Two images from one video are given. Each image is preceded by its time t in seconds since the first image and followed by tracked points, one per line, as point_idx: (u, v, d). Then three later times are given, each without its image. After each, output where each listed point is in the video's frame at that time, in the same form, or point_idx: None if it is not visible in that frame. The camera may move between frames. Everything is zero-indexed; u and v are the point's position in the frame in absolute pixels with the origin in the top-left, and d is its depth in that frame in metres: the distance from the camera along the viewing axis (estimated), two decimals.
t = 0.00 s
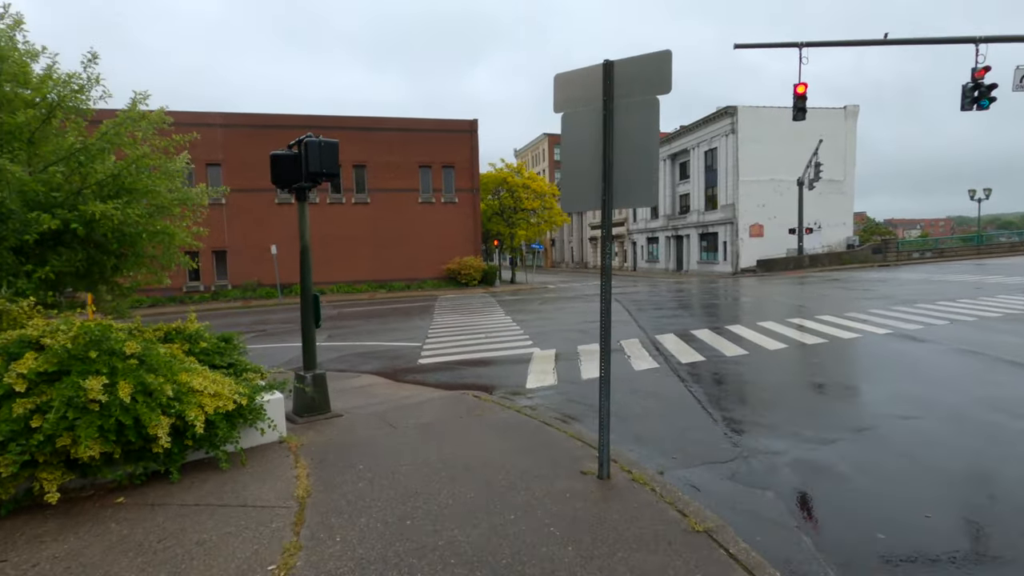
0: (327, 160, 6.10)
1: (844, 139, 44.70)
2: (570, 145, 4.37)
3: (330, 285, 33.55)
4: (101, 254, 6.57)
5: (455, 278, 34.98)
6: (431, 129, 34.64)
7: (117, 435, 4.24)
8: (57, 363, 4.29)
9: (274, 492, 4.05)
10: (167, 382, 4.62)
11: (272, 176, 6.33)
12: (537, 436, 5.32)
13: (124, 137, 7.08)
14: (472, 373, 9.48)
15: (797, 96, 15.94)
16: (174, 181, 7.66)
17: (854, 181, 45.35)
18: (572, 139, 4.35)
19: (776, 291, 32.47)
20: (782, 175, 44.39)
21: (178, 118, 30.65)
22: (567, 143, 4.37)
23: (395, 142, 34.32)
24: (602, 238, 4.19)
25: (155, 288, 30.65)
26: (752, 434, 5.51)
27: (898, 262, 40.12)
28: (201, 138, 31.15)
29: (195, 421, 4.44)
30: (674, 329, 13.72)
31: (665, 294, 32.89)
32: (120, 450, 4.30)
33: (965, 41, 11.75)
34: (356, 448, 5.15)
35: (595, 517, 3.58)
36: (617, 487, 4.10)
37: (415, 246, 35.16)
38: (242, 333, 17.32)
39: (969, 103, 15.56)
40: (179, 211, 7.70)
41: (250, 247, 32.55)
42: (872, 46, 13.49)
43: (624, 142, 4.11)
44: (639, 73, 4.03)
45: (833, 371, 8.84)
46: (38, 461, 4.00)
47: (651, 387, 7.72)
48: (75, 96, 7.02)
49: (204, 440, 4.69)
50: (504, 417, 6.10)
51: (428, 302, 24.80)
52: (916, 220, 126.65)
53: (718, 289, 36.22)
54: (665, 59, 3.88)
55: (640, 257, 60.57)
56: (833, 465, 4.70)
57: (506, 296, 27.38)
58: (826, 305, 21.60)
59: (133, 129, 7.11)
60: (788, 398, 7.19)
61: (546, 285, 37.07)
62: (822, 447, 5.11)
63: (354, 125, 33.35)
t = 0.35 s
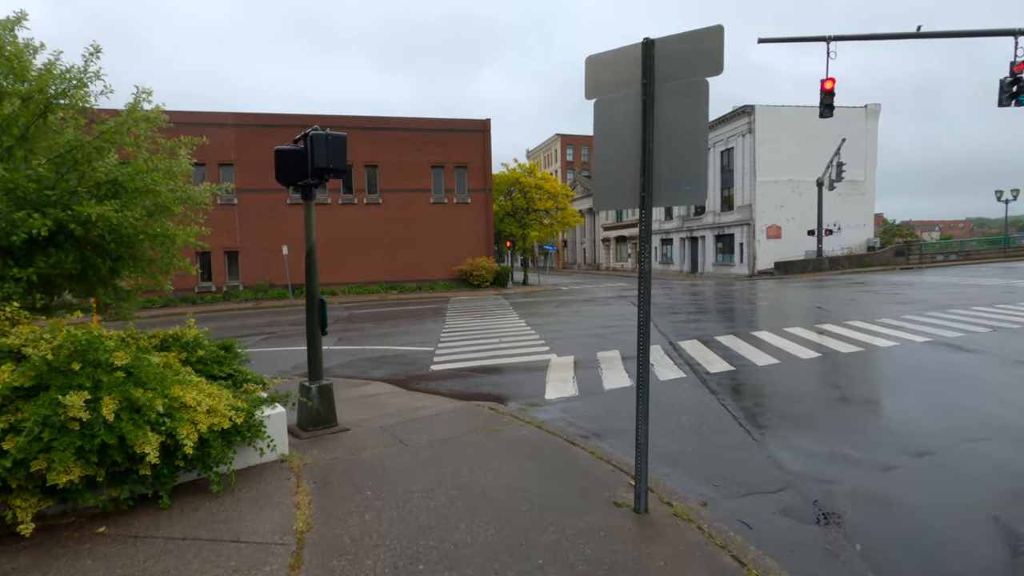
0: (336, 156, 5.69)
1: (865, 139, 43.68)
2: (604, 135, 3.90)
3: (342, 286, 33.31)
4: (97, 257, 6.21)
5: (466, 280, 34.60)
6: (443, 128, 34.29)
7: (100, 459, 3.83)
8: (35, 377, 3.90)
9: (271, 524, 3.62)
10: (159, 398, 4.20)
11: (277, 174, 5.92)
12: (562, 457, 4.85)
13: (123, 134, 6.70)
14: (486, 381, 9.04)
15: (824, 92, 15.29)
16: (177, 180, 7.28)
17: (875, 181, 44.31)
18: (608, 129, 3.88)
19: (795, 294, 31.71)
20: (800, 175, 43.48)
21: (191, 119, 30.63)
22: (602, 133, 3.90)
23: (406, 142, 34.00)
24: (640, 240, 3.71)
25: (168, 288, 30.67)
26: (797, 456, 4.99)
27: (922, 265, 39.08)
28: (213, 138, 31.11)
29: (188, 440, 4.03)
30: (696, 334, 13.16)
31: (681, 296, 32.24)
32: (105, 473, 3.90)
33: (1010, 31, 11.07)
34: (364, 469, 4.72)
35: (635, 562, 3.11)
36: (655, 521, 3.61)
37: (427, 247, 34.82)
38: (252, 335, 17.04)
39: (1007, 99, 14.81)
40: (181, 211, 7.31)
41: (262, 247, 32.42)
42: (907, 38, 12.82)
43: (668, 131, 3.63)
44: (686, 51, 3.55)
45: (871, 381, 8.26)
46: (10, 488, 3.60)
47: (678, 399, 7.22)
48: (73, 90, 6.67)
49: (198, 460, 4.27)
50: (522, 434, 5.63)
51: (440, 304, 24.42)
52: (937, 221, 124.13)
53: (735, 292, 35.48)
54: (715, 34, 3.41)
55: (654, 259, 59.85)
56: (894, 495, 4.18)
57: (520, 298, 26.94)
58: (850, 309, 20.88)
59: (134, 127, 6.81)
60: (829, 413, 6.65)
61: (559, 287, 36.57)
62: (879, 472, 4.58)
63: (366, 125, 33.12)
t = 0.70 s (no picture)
0: (343, 142, 5.20)
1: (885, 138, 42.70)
2: (645, 115, 3.39)
3: (352, 285, 33.02)
4: (88, 252, 5.72)
5: (477, 279, 34.17)
6: (454, 126, 33.89)
7: (72, 480, 3.39)
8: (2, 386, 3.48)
9: (261, 561, 3.17)
10: (141, 411, 3.75)
11: (279, 164, 5.47)
12: (590, 478, 4.36)
13: (126, 120, 6.10)
14: (502, 387, 8.56)
15: (853, 85, 14.66)
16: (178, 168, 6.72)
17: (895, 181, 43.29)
18: (650, 105, 3.37)
19: (813, 296, 30.95)
20: (818, 174, 42.60)
21: (202, 116, 30.51)
22: (642, 112, 3.39)
23: (418, 140, 33.65)
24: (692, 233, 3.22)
25: (179, 287, 30.77)
26: (854, 481, 4.45)
27: (944, 267, 38.07)
28: (224, 136, 30.96)
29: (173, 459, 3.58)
30: (718, 338, 12.59)
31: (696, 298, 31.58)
32: (79, 496, 3.46)
33: None
34: (371, 490, 4.24)
35: None
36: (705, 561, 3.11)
37: (437, 247, 34.42)
38: (261, 335, 16.70)
39: None
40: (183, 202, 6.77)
41: (272, 246, 32.26)
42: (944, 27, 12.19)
43: (721, 105, 3.13)
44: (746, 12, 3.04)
45: (916, 391, 7.69)
46: None
47: (709, 410, 6.70)
48: (74, 76, 5.85)
49: (185, 479, 3.82)
50: (543, 449, 5.14)
51: (451, 304, 23.99)
52: (956, 222, 121.90)
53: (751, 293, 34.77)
54: None
55: (667, 260, 59.09)
56: (974, 529, 3.65)
57: (532, 298, 26.45)
58: (874, 311, 20.15)
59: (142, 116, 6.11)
60: (876, 428, 6.09)
61: (571, 287, 36.07)
62: (949, 501, 4.05)
63: (378, 123, 32.82)
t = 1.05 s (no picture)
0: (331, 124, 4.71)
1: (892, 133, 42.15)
2: (676, 88, 2.90)
3: (351, 282, 32.53)
4: (55, 246, 5.04)
5: (478, 276, 33.71)
6: (456, 121, 33.39)
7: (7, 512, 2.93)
8: None
9: None
10: (94, 428, 3.30)
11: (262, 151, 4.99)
12: (606, 502, 3.87)
13: (96, 99, 5.40)
14: (505, 391, 8.10)
15: (870, 76, 14.12)
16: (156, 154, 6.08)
17: (901, 178, 42.77)
18: (682, 77, 2.88)
19: (819, 294, 30.52)
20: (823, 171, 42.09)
21: (200, 109, 30.11)
22: (673, 84, 2.90)
23: (419, 135, 33.14)
24: (733, 224, 2.66)
25: (177, 282, 30.52)
26: (900, 505, 3.99)
27: (951, 265, 37.57)
28: (221, 130, 30.49)
29: (129, 484, 3.12)
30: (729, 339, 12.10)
31: (700, 295, 31.13)
32: (20, 529, 3.02)
33: None
34: (359, 516, 3.76)
35: None
36: None
37: (438, 243, 33.94)
38: (255, 333, 16.21)
39: None
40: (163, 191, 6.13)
41: (271, 241, 31.81)
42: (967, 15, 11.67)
43: (770, 76, 2.65)
44: None
45: (946, 398, 7.21)
46: None
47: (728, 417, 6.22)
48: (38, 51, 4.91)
49: (146, 507, 3.35)
50: (552, 464, 4.67)
51: (452, 301, 23.55)
52: (959, 220, 121.42)
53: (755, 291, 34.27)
54: None
55: (669, 257, 58.67)
56: None
57: (534, 295, 25.99)
58: (885, 310, 19.70)
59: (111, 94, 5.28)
60: (911, 441, 5.61)
61: (573, 284, 35.59)
62: (1016, 533, 3.57)
63: (378, 117, 32.32)
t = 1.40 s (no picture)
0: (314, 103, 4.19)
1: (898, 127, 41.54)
2: (722, 46, 2.39)
3: (349, 278, 32.06)
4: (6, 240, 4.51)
5: (478, 272, 33.21)
6: (456, 114, 32.81)
7: None
8: None
9: None
10: (32, 454, 2.82)
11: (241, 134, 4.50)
12: (628, 533, 3.39)
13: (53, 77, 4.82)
14: (509, 394, 7.62)
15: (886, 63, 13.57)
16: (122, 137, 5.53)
17: (907, 172, 42.19)
18: (730, 32, 2.36)
19: (824, 290, 30.06)
20: (827, 165, 41.52)
21: (197, 103, 29.73)
22: (718, 41, 2.39)
23: (418, 128, 32.56)
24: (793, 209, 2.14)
25: (171, 279, 30.11)
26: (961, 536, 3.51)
27: (958, 261, 37.06)
28: (218, 123, 30.05)
29: (69, 522, 2.65)
30: (740, 338, 11.61)
31: (703, 292, 30.66)
32: None
33: None
34: (344, 551, 3.27)
35: None
36: None
37: (437, 238, 33.41)
38: (249, 331, 15.73)
39: None
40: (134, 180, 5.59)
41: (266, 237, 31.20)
42: None
43: (842, 30, 2.14)
44: None
45: (980, 402, 6.75)
46: None
47: (751, 424, 5.75)
48: None
49: (93, 543, 2.88)
50: (563, 483, 4.20)
51: (452, 298, 23.05)
52: (961, 215, 120.99)
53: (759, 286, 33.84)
54: None
55: (671, 252, 58.17)
56: None
57: (535, 292, 25.52)
58: (896, 306, 19.22)
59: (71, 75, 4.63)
60: (954, 453, 5.14)
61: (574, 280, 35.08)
62: None
63: (376, 110, 31.74)
